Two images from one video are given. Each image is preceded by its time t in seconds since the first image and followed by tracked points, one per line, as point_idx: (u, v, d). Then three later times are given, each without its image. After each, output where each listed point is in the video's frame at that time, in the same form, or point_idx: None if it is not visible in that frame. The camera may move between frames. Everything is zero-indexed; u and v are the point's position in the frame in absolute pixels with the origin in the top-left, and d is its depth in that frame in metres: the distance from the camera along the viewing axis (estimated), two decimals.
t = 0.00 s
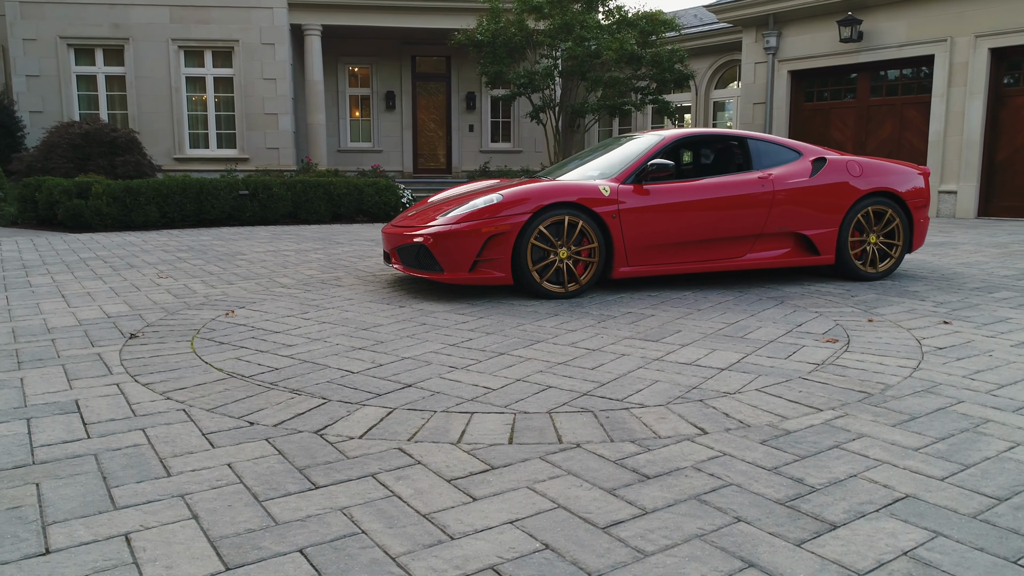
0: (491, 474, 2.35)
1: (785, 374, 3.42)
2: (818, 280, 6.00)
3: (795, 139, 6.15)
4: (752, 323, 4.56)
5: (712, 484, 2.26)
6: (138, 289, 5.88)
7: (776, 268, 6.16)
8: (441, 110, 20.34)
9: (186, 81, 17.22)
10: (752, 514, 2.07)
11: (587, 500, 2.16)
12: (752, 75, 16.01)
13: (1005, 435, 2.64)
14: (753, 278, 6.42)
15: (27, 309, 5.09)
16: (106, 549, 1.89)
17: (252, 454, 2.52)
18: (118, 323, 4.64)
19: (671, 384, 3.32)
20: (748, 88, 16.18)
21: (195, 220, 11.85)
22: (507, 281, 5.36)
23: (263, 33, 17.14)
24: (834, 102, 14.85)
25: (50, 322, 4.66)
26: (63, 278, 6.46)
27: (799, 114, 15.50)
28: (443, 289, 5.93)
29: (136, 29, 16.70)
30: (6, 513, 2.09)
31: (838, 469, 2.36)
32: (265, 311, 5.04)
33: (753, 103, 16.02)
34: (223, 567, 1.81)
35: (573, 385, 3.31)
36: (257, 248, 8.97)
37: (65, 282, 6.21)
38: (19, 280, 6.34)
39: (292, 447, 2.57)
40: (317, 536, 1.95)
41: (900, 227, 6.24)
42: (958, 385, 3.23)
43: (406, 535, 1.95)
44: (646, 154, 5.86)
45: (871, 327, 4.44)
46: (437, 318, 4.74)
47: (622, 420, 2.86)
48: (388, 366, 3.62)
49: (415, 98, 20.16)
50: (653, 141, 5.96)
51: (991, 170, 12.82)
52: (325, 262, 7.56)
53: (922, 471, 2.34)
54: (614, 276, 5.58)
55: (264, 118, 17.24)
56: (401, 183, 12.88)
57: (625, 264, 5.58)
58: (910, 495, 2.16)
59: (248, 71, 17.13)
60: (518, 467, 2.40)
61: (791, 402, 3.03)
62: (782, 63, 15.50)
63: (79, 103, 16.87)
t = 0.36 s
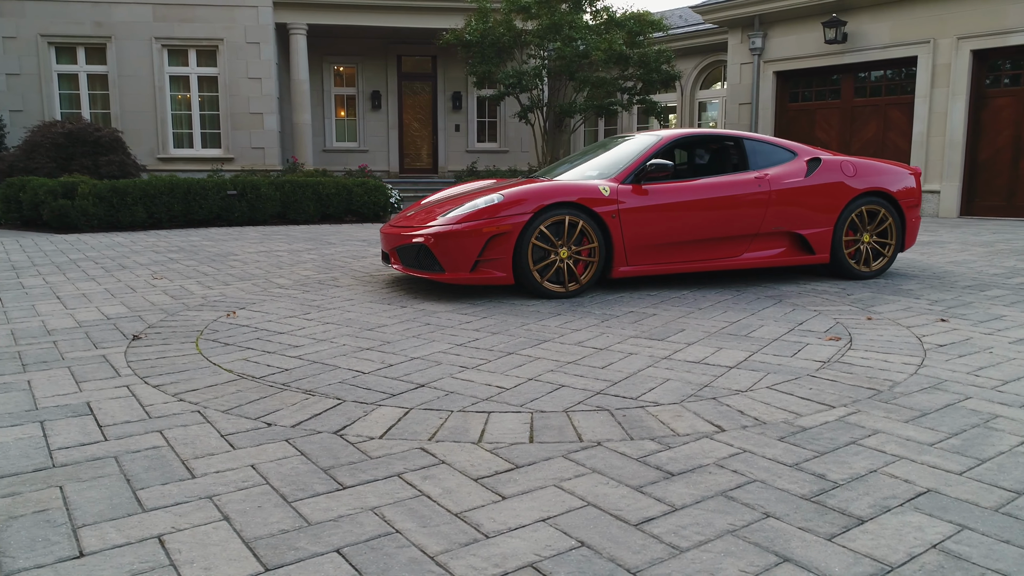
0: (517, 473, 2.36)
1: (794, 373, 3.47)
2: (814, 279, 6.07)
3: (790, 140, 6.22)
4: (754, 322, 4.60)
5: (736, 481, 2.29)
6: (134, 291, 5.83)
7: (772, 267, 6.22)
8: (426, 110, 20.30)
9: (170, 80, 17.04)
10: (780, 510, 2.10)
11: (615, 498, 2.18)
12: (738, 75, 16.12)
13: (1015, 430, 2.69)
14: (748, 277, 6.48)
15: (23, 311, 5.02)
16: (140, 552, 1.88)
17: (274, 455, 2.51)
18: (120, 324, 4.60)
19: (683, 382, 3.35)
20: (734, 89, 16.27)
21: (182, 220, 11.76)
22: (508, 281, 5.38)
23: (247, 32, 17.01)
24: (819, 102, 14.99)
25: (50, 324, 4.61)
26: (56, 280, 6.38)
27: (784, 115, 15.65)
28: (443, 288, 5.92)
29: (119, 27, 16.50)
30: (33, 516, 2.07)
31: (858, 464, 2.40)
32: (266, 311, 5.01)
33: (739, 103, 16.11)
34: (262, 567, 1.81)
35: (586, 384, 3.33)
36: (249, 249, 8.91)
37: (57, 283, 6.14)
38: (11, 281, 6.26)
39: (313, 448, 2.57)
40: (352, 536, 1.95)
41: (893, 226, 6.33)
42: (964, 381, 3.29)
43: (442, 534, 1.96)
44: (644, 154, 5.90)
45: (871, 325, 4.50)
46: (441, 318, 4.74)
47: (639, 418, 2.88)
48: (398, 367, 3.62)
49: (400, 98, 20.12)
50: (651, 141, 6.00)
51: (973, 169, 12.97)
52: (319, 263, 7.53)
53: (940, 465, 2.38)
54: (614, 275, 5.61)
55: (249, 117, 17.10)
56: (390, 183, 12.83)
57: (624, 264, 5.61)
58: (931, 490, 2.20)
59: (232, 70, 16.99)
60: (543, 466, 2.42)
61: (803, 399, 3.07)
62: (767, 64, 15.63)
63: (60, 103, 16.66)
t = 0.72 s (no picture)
0: (546, 471, 2.37)
1: (803, 370, 3.51)
2: (809, 277, 6.14)
3: (784, 141, 6.29)
4: (757, 321, 4.65)
5: (763, 478, 2.32)
6: (130, 292, 5.77)
7: (767, 266, 6.29)
8: (411, 110, 20.26)
9: (152, 79, 16.84)
10: (810, 505, 2.13)
11: (646, 495, 2.20)
12: (722, 76, 16.23)
13: None
14: (744, 277, 6.54)
15: (19, 313, 4.95)
16: (180, 554, 1.87)
17: (299, 457, 2.51)
18: (120, 327, 4.55)
19: (695, 381, 3.38)
20: (718, 89, 16.38)
21: (168, 221, 11.64)
22: (509, 281, 5.39)
23: (231, 31, 16.85)
24: (802, 103, 15.15)
25: (49, 327, 4.55)
26: (48, 281, 6.30)
27: (768, 115, 15.79)
28: (442, 289, 5.93)
29: (99, 25, 16.26)
30: (65, 520, 2.06)
31: (879, 460, 2.44)
32: (268, 313, 4.98)
33: (723, 104, 16.22)
34: (306, 568, 1.80)
35: (600, 383, 3.36)
36: (239, 250, 8.85)
37: (49, 285, 6.06)
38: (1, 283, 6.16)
39: (337, 449, 2.57)
40: (391, 536, 1.96)
41: (885, 226, 6.42)
42: (970, 378, 3.36)
43: (481, 534, 1.97)
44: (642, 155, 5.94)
45: (871, 323, 4.56)
46: (445, 318, 4.74)
47: (658, 416, 2.91)
48: (410, 367, 3.62)
49: (385, 97, 20.05)
50: (648, 142, 6.04)
51: (954, 170, 13.17)
52: (313, 263, 7.49)
53: (959, 460, 2.43)
54: (614, 275, 5.64)
55: (232, 117, 16.95)
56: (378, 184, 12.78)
57: (624, 263, 5.65)
58: (954, 484, 2.25)
59: (215, 69, 16.82)
60: (570, 464, 2.43)
61: (816, 396, 3.12)
62: (751, 64, 15.75)
63: (39, 102, 16.42)
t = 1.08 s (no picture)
0: (574, 469, 2.39)
1: (811, 367, 3.56)
2: (804, 276, 6.21)
3: (779, 141, 6.35)
4: (758, 319, 4.70)
5: (788, 473, 2.36)
6: (126, 294, 5.71)
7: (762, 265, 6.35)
8: (395, 109, 20.19)
9: (133, 78, 16.63)
10: (839, 500, 2.17)
11: (677, 491, 2.22)
12: (707, 76, 16.31)
13: None
14: (739, 275, 6.60)
15: (16, 315, 4.88)
16: (221, 556, 1.86)
17: (325, 457, 2.50)
18: (122, 328, 4.50)
19: (707, 378, 3.41)
20: (703, 90, 16.47)
21: (155, 222, 11.52)
22: (510, 280, 5.41)
23: (214, 30, 16.68)
24: (786, 104, 15.30)
25: (49, 328, 4.49)
26: (41, 283, 6.21)
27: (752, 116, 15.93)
28: (442, 289, 5.93)
29: (79, 23, 16.00)
30: (98, 522, 2.04)
31: (899, 454, 2.48)
32: (270, 313, 4.96)
33: (708, 104, 16.31)
34: (350, 568, 1.80)
35: (612, 381, 3.38)
36: (229, 250, 8.77)
37: (42, 287, 5.98)
38: None
39: (362, 449, 2.57)
40: (430, 535, 1.96)
41: (876, 225, 6.52)
42: (976, 373, 3.42)
43: (519, 532, 1.98)
44: (639, 155, 5.98)
45: (871, 321, 4.63)
46: (449, 318, 4.74)
47: (676, 413, 2.94)
48: (421, 367, 3.62)
49: (369, 97, 19.96)
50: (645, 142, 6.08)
51: (934, 169, 13.37)
52: (308, 264, 7.46)
53: (976, 454, 2.48)
54: (614, 274, 5.67)
55: (216, 116, 16.78)
56: (366, 184, 12.72)
57: (624, 262, 5.68)
58: (975, 477, 2.30)
59: (198, 67, 16.65)
60: (597, 461, 2.45)
61: (828, 393, 3.16)
62: (735, 65, 15.85)
63: (16, 101, 16.23)
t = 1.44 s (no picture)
0: (602, 465, 2.41)
1: (819, 364, 3.61)
2: (799, 274, 6.28)
3: (772, 141, 6.43)
4: (760, 317, 4.75)
5: (812, 467, 2.39)
6: (121, 295, 5.64)
7: (757, 264, 6.42)
8: (379, 109, 20.12)
9: (113, 77, 16.40)
10: (866, 493, 2.21)
11: (707, 486, 2.25)
12: (692, 77, 16.40)
13: None
14: (734, 274, 6.66)
15: (12, 317, 4.80)
16: (263, 556, 1.86)
17: (352, 457, 2.50)
18: (124, 329, 4.46)
19: (719, 376, 3.45)
20: (687, 90, 16.57)
21: (140, 223, 11.39)
22: (511, 280, 5.42)
23: (196, 28, 16.49)
24: (769, 104, 15.45)
25: (48, 330, 4.43)
26: (32, 284, 6.13)
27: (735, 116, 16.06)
28: (441, 289, 5.93)
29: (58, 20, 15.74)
30: (132, 525, 2.02)
31: (917, 448, 2.54)
32: (271, 314, 4.93)
33: (692, 104, 16.40)
34: (395, 566, 1.81)
35: (626, 379, 3.40)
36: (219, 251, 8.70)
37: (35, 288, 5.89)
38: None
39: (387, 448, 2.57)
40: (470, 533, 1.97)
41: (868, 223, 6.61)
42: (980, 369, 3.49)
43: (558, 528, 1.99)
44: (637, 155, 6.02)
45: (871, 318, 4.70)
46: (453, 317, 4.75)
47: (693, 410, 2.97)
48: (433, 366, 3.62)
49: (352, 97, 19.87)
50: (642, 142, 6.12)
51: (915, 169, 13.57)
52: (301, 264, 7.42)
53: (992, 447, 2.54)
54: (613, 273, 5.71)
55: (198, 115, 16.59)
56: (353, 184, 12.66)
57: (623, 262, 5.71)
58: (994, 469, 2.35)
59: (180, 66, 16.46)
60: (623, 458, 2.47)
61: (839, 389, 3.21)
62: (719, 65, 15.94)
63: None
